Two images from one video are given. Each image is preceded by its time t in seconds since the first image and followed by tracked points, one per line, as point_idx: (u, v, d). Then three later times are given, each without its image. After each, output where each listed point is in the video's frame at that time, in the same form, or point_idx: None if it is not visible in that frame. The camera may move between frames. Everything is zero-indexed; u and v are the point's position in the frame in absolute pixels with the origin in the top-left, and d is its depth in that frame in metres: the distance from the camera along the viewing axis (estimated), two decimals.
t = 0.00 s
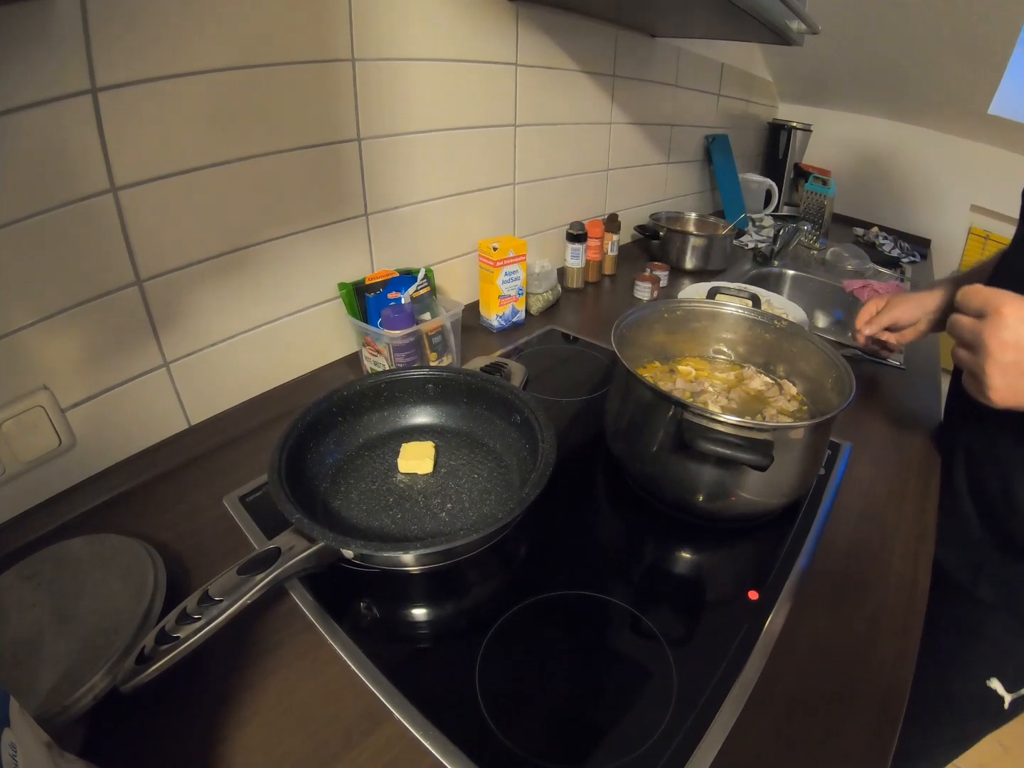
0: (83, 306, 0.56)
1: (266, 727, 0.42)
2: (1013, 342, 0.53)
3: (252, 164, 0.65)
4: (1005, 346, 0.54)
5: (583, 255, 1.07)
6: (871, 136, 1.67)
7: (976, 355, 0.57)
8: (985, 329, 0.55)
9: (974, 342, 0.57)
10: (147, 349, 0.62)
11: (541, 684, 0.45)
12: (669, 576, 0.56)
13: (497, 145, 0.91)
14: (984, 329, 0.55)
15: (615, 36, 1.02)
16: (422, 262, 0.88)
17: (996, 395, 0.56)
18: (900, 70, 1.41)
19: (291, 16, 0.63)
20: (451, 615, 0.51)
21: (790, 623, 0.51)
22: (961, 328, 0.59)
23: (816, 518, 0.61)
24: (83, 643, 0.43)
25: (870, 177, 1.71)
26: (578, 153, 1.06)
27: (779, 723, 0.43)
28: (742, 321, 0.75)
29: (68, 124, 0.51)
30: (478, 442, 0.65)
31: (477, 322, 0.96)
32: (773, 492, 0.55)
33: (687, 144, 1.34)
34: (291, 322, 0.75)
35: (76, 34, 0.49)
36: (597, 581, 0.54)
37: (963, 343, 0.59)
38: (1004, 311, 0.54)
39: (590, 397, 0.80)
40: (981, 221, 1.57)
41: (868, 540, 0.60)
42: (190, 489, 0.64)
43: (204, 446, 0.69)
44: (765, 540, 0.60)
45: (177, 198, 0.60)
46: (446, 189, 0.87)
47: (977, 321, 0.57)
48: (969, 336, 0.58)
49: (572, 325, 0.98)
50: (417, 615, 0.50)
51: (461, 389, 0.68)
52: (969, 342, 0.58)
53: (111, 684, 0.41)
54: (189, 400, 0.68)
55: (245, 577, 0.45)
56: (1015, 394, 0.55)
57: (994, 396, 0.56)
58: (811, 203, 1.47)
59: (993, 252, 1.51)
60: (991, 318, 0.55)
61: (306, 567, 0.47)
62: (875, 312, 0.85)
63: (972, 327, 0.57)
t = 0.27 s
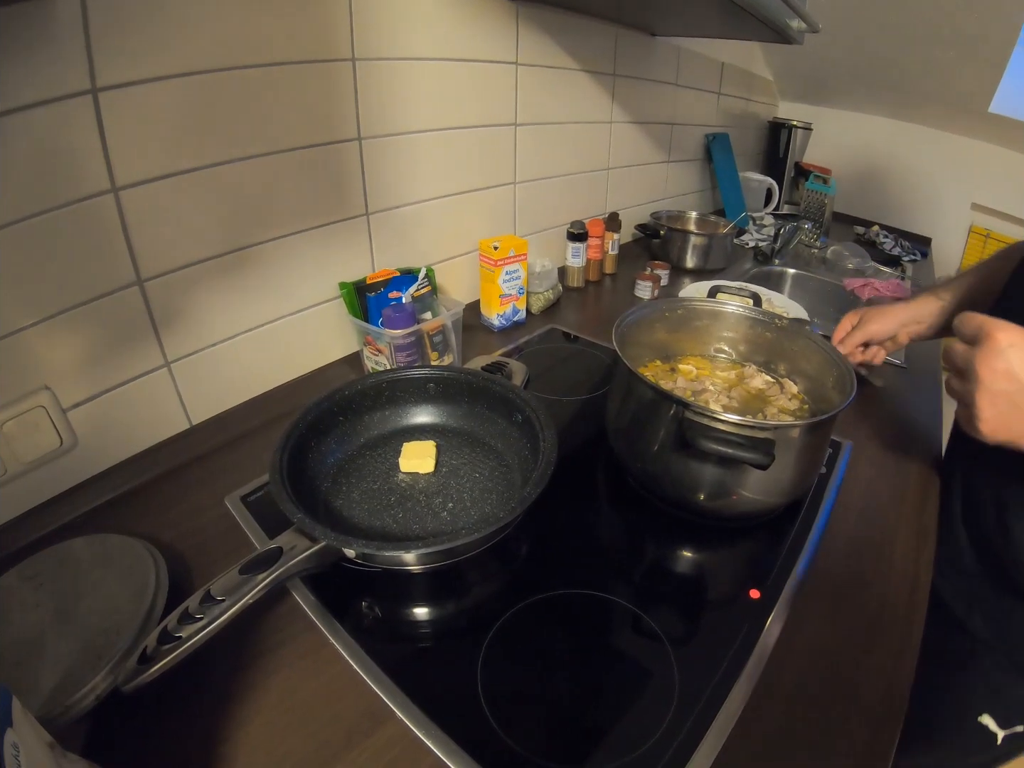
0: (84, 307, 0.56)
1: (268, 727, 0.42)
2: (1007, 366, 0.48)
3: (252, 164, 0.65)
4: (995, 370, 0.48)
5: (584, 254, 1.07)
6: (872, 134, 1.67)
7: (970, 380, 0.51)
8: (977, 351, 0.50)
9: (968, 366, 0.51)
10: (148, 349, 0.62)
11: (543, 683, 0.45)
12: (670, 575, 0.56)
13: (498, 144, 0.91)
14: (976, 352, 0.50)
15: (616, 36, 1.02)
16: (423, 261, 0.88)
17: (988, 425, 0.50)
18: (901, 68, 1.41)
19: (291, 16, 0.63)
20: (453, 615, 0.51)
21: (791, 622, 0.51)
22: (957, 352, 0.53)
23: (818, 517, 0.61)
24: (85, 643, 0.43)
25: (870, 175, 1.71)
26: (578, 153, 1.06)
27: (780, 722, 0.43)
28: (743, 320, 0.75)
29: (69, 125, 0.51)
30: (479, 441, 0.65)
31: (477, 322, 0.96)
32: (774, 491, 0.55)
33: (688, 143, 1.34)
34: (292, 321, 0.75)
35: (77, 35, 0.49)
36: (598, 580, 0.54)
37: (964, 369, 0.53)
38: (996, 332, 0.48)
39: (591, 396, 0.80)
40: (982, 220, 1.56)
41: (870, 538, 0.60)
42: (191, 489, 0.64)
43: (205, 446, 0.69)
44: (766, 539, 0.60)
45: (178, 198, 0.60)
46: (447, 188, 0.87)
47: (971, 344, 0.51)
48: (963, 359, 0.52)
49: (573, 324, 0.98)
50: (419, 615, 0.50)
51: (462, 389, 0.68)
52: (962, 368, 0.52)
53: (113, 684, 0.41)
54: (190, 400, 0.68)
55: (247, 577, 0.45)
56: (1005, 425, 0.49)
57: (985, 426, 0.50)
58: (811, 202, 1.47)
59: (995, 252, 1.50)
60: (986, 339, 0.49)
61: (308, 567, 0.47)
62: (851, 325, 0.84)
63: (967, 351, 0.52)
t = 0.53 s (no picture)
0: (82, 307, 0.56)
1: (267, 727, 0.42)
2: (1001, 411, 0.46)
3: (250, 165, 0.65)
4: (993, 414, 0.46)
5: (582, 254, 1.07)
6: (869, 135, 1.67)
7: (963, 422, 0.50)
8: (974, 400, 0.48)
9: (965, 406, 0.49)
10: (146, 350, 0.62)
11: (542, 682, 0.45)
12: (669, 574, 0.56)
13: (496, 144, 0.91)
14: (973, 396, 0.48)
15: (613, 36, 1.02)
16: (421, 261, 0.88)
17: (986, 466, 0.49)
18: (897, 69, 1.41)
19: (290, 16, 0.63)
20: (452, 615, 0.51)
21: (790, 621, 0.51)
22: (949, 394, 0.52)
23: (816, 516, 0.61)
24: (84, 644, 0.43)
25: (867, 175, 1.71)
26: (576, 153, 1.06)
27: (778, 720, 0.44)
28: (740, 320, 0.75)
29: (67, 125, 0.51)
30: (477, 442, 0.65)
31: (476, 322, 0.96)
32: (772, 490, 0.55)
33: (685, 143, 1.34)
34: (290, 322, 0.75)
35: (75, 35, 0.49)
36: (597, 580, 0.54)
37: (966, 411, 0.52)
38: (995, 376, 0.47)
39: (590, 395, 0.80)
40: (978, 220, 1.53)
41: (868, 537, 0.60)
42: (190, 489, 0.64)
43: (203, 446, 0.68)
44: (764, 538, 0.60)
45: (176, 199, 0.60)
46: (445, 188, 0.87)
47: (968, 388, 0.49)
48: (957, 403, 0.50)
49: (571, 324, 0.98)
50: (418, 615, 0.50)
51: (460, 389, 0.68)
52: (955, 404, 0.50)
53: (113, 685, 0.41)
54: (188, 400, 0.68)
55: (246, 577, 0.45)
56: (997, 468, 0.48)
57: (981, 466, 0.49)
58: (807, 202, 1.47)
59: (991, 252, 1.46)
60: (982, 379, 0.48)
61: (307, 567, 0.47)
62: (844, 329, 0.82)
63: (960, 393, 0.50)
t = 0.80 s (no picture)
0: (88, 309, 0.57)
1: (272, 727, 0.42)
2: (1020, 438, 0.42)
3: (256, 168, 0.65)
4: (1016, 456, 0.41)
5: (585, 258, 1.08)
6: (872, 138, 1.67)
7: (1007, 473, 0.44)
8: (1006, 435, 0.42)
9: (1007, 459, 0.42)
10: (152, 351, 0.63)
11: (544, 683, 0.46)
12: (672, 576, 0.56)
13: (500, 148, 0.92)
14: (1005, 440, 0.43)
15: (618, 40, 1.03)
16: (426, 264, 0.88)
17: None
18: (901, 73, 1.41)
19: (296, 20, 0.63)
20: (456, 616, 0.51)
21: (792, 623, 0.51)
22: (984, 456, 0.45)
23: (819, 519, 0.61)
24: (90, 644, 0.44)
25: (870, 179, 1.71)
26: (580, 156, 1.07)
27: (780, 722, 0.44)
28: (743, 323, 0.75)
29: (74, 128, 0.52)
30: (481, 444, 0.66)
31: (479, 325, 0.96)
32: (775, 493, 0.56)
33: (688, 147, 1.35)
34: (295, 324, 0.76)
35: (84, 40, 0.50)
36: (600, 582, 0.55)
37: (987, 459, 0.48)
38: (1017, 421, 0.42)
39: (593, 398, 0.80)
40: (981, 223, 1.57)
41: (870, 541, 0.61)
42: (195, 490, 0.64)
43: (209, 448, 0.69)
44: (767, 540, 0.60)
45: (182, 202, 0.60)
46: (449, 191, 0.87)
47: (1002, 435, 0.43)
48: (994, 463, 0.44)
49: (574, 328, 0.99)
50: (421, 616, 0.51)
51: (464, 391, 0.68)
52: (988, 482, 0.52)
53: (119, 684, 0.41)
54: (193, 402, 0.68)
55: (253, 578, 0.45)
56: None
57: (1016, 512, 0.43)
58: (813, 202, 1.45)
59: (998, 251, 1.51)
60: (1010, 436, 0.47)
61: (313, 568, 0.47)
62: (778, 234, 0.86)
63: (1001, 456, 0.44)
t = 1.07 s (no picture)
0: (89, 309, 0.57)
1: (272, 728, 0.42)
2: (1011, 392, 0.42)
3: (256, 168, 0.65)
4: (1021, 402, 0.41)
5: (587, 257, 1.08)
6: (874, 138, 1.67)
7: None
8: None
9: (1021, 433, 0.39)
10: (153, 351, 0.63)
11: (545, 683, 0.46)
12: (673, 576, 0.56)
13: (500, 147, 0.92)
14: None
15: (619, 38, 1.03)
16: (427, 264, 0.88)
17: None
18: (903, 71, 1.41)
19: (296, 20, 0.63)
20: (456, 616, 0.51)
21: (793, 624, 0.51)
22: None
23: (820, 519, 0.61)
24: (90, 644, 0.44)
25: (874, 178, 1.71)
26: (581, 156, 1.07)
27: (781, 722, 0.44)
28: (744, 323, 0.75)
29: (75, 128, 0.52)
30: (482, 444, 0.66)
31: (480, 325, 0.96)
32: (776, 493, 0.55)
33: (690, 146, 1.34)
34: (296, 324, 0.76)
35: (85, 40, 0.50)
36: (601, 582, 0.55)
37: None
38: None
39: (594, 398, 0.80)
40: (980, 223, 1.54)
41: (871, 540, 0.60)
42: (195, 490, 0.64)
43: (210, 447, 0.69)
44: (769, 540, 0.60)
45: (183, 201, 0.60)
46: (450, 191, 0.87)
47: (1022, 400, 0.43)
48: None
49: (575, 328, 0.98)
50: (422, 616, 0.51)
51: (465, 391, 0.68)
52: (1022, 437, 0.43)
53: (118, 684, 0.41)
54: (194, 402, 0.68)
55: (252, 578, 0.45)
56: None
57: None
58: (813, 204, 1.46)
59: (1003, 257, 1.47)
60: None
61: (313, 568, 0.47)
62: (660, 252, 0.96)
63: None
